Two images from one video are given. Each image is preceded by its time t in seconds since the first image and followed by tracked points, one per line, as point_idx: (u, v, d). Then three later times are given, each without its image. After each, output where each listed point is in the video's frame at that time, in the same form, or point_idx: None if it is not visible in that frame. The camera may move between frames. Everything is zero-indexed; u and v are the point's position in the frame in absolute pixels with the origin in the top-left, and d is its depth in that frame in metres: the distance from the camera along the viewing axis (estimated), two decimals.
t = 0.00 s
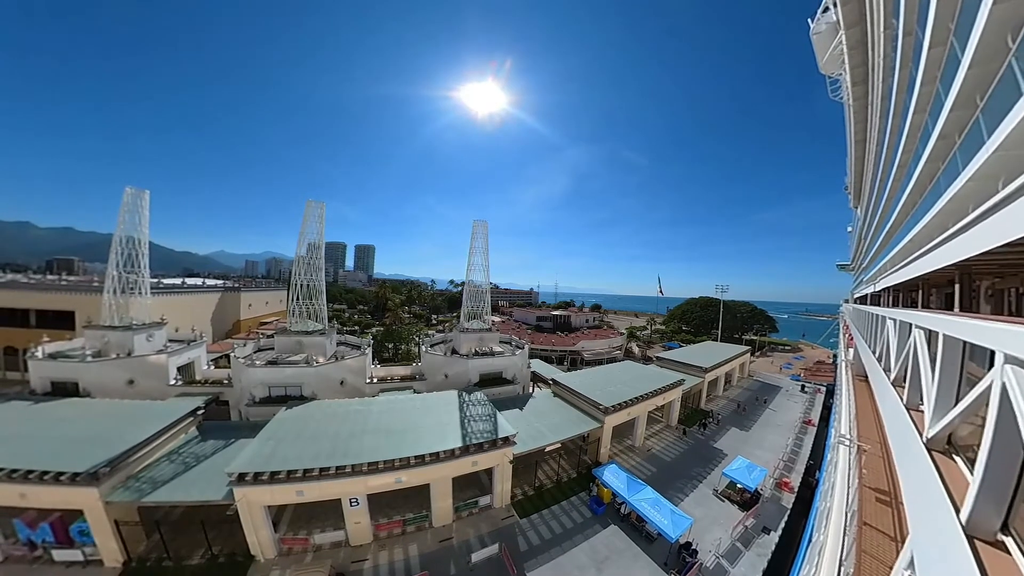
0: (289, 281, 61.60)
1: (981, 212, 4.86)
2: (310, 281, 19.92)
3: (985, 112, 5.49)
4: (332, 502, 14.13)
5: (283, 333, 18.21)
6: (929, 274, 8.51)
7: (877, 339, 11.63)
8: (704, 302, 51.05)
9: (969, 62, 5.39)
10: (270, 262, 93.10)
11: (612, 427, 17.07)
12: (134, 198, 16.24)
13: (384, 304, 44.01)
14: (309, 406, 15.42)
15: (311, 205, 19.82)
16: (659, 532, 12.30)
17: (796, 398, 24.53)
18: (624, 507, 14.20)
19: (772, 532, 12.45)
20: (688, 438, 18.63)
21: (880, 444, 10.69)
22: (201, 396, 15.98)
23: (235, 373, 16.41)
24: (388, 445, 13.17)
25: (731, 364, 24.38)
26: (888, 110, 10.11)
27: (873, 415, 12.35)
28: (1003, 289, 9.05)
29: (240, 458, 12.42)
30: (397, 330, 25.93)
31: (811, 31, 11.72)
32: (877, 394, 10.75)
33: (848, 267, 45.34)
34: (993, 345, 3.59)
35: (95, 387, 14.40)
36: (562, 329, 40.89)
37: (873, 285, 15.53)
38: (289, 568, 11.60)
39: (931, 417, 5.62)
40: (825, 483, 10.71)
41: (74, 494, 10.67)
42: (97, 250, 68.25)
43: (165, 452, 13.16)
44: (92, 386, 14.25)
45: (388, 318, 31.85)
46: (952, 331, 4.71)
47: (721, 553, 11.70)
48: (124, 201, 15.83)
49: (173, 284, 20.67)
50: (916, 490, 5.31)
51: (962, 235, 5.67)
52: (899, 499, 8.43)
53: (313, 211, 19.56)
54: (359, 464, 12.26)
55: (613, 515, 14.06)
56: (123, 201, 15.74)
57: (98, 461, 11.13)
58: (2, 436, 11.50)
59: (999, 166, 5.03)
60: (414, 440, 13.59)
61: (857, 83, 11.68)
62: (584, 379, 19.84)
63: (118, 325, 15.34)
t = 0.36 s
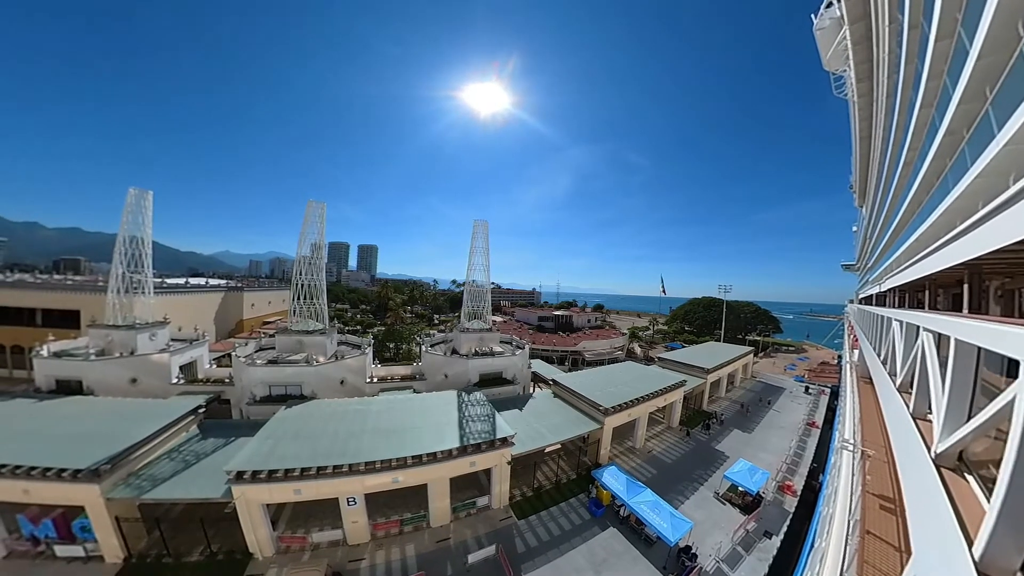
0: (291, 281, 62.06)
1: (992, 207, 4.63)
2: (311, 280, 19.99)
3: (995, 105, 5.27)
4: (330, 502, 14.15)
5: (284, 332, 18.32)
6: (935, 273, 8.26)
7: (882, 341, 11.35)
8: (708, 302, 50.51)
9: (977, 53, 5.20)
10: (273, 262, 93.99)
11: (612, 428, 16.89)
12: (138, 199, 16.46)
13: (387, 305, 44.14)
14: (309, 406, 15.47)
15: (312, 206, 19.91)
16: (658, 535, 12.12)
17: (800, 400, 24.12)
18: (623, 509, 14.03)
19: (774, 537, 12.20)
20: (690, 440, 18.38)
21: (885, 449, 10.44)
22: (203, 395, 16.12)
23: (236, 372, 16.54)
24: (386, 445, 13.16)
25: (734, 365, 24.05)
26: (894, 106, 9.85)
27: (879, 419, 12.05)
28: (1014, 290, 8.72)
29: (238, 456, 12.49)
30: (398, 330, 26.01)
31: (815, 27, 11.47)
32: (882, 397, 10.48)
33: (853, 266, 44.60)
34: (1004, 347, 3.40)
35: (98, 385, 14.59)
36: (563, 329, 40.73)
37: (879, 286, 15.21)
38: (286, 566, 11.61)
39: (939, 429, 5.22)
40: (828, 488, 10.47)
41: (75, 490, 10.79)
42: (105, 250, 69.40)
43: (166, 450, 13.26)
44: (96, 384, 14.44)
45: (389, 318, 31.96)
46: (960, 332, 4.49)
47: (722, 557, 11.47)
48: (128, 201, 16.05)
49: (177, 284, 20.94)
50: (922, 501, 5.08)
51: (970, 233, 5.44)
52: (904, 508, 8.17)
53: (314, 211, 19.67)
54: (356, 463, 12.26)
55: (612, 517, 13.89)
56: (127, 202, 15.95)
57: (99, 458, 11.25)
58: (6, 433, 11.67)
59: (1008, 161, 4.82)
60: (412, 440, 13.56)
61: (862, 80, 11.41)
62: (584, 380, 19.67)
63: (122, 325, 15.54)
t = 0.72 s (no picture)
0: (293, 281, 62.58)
1: (1002, 201, 4.44)
2: (311, 280, 20.02)
3: (1006, 95, 5.05)
4: (329, 500, 14.18)
5: (285, 332, 18.39)
6: (942, 272, 8.04)
7: (889, 341, 11.08)
8: (710, 302, 50.01)
9: (984, 44, 5.00)
10: (276, 262, 94.70)
11: (612, 429, 16.73)
12: (141, 199, 16.66)
13: (388, 305, 44.23)
14: (308, 405, 15.48)
15: (312, 206, 19.97)
16: (658, 538, 11.95)
17: (805, 401, 23.74)
18: (623, 511, 13.88)
19: (776, 540, 11.98)
20: (692, 441, 18.15)
21: (890, 453, 10.20)
22: (204, 393, 16.24)
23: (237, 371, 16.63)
24: (384, 444, 13.13)
25: (737, 366, 23.75)
26: (899, 101, 9.63)
27: (885, 422, 11.78)
28: None
29: (237, 454, 12.53)
30: (398, 330, 26.01)
31: (817, 23, 11.23)
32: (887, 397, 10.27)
33: (857, 265, 43.98)
34: (1015, 345, 3.21)
35: (101, 384, 14.78)
36: (564, 330, 40.57)
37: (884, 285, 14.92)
38: (284, 564, 11.65)
39: (954, 441, 4.89)
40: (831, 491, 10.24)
41: (77, 487, 10.89)
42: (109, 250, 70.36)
43: (167, 448, 13.37)
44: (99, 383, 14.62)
45: (390, 317, 32.04)
46: (971, 331, 4.28)
47: (722, 561, 11.28)
48: (131, 202, 16.25)
49: (180, 284, 21.14)
50: (931, 510, 4.86)
51: (980, 229, 5.22)
52: (910, 514, 7.95)
53: (314, 211, 19.73)
54: (354, 462, 12.24)
55: (611, 518, 13.75)
56: (130, 202, 16.13)
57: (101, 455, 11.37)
58: (8, 431, 11.78)
59: (1017, 155, 4.61)
60: (410, 439, 13.51)
61: (866, 77, 11.17)
62: (585, 380, 19.48)
63: (125, 324, 15.73)
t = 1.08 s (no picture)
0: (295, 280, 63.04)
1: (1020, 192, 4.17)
2: (311, 279, 20.06)
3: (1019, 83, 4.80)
4: (327, 499, 14.18)
5: (285, 331, 18.46)
6: (952, 270, 7.76)
7: (897, 342, 10.77)
8: (713, 302, 49.47)
9: (996, 31, 4.74)
10: (280, 262, 95.56)
11: (612, 430, 16.52)
12: (143, 200, 16.87)
13: (390, 304, 44.39)
14: (308, 404, 15.48)
15: (313, 206, 20.04)
16: (658, 541, 11.73)
17: (810, 402, 23.33)
18: (623, 514, 13.69)
19: (779, 545, 11.71)
20: (694, 442, 17.87)
21: (898, 458, 9.90)
22: (205, 392, 16.35)
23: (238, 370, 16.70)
24: (381, 444, 13.08)
25: (740, 366, 23.39)
26: (905, 96, 9.35)
27: (893, 426, 11.46)
28: None
29: (236, 452, 12.55)
30: (399, 329, 26.03)
31: (821, 17, 10.95)
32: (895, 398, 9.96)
33: (862, 265, 43.38)
34: None
35: (104, 382, 14.95)
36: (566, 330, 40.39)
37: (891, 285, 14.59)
38: (281, 562, 11.64)
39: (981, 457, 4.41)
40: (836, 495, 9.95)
41: (77, 483, 10.97)
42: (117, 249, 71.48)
43: (166, 446, 13.43)
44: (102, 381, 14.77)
45: (391, 316, 32.11)
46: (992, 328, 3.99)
47: (723, 565, 11.03)
48: (134, 202, 16.47)
49: (183, 283, 21.34)
50: (953, 524, 4.52)
51: (994, 224, 4.94)
52: (919, 523, 7.67)
53: (315, 211, 19.79)
54: (351, 462, 12.18)
55: (610, 521, 13.56)
56: (133, 203, 16.34)
57: (102, 452, 11.45)
58: (11, 428, 11.88)
59: None
60: (408, 439, 13.44)
61: (871, 72, 10.88)
62: (586, 380, 19.27)
63: (128, 322, 15.91)
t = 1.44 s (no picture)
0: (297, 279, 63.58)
1: None
2: (311, 279, 20.13)
3: None
4: (326, 498, 14.20)
5: (286, 330, 18.54)
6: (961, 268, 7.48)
7: (904, 344, 10.45)
8: (715, 303, 48.96)
9: (1006, 20, 4.51)
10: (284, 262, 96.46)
11: (613, 431, 16.32)
12: (146, 200, 17.05)
13: (391, 304, 44.50)
14: (307, 404, 15.51)
15: (313, 206, 20.13)
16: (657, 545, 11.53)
17: (815, 403, 22.95)
18: (622, 516, 13.51)
19: (782, 549, 11.45)
20: (697, 444, 17.60)
21: (905, 465, 9.60)
22: (207, 391, 16.47)
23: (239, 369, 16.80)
24: (379, 444, 13.05)
25: (743, 367, 23.07)
26: (912, 91, 9.07)
27: (900, 430, 11.14)
28: None
29: (235, 450, 12.59)
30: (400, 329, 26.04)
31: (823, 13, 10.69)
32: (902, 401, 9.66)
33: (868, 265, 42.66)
34: None
35: (107, 381, 15.13)
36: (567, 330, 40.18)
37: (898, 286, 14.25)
38: (279, 561, 11.67)
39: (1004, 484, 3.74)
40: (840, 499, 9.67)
41: (78, 480, 11.08)
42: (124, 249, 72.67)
43: (167, 444, 13.52)
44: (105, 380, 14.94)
45: (392, 316, 32.15)
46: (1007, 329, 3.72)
47: (724, 570, 10.81)
48: (137, 202, 16.64)
49: (186, 283, 21.56)
50: (964, 534, 4.28)
51: (1006, 220, 4.67)
52: (926, 533, 7.41)
53: (315, 211, 19.85)
54: (349, 462, 12.15)
55: (609, 523, 13.39)
56: (135, 204, 16.52)
57: (103, 449, 11.56)
58: (15, 425, 12.04)
59: None
60: (406, 439, 13.39)
61: (876, 68, 10.61)
62: (587, 381, 19.09)
63: (131, 321, 16.10)
